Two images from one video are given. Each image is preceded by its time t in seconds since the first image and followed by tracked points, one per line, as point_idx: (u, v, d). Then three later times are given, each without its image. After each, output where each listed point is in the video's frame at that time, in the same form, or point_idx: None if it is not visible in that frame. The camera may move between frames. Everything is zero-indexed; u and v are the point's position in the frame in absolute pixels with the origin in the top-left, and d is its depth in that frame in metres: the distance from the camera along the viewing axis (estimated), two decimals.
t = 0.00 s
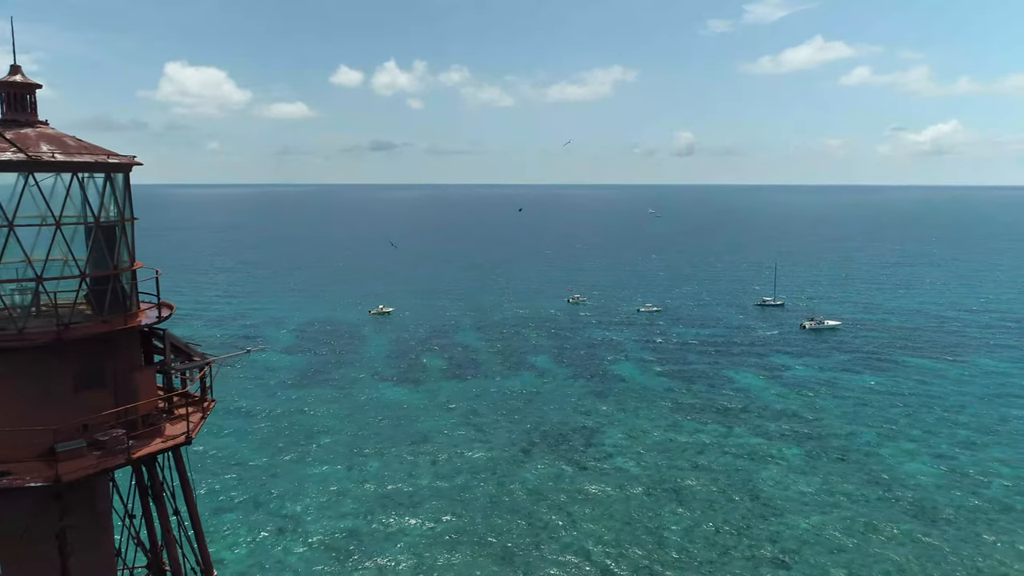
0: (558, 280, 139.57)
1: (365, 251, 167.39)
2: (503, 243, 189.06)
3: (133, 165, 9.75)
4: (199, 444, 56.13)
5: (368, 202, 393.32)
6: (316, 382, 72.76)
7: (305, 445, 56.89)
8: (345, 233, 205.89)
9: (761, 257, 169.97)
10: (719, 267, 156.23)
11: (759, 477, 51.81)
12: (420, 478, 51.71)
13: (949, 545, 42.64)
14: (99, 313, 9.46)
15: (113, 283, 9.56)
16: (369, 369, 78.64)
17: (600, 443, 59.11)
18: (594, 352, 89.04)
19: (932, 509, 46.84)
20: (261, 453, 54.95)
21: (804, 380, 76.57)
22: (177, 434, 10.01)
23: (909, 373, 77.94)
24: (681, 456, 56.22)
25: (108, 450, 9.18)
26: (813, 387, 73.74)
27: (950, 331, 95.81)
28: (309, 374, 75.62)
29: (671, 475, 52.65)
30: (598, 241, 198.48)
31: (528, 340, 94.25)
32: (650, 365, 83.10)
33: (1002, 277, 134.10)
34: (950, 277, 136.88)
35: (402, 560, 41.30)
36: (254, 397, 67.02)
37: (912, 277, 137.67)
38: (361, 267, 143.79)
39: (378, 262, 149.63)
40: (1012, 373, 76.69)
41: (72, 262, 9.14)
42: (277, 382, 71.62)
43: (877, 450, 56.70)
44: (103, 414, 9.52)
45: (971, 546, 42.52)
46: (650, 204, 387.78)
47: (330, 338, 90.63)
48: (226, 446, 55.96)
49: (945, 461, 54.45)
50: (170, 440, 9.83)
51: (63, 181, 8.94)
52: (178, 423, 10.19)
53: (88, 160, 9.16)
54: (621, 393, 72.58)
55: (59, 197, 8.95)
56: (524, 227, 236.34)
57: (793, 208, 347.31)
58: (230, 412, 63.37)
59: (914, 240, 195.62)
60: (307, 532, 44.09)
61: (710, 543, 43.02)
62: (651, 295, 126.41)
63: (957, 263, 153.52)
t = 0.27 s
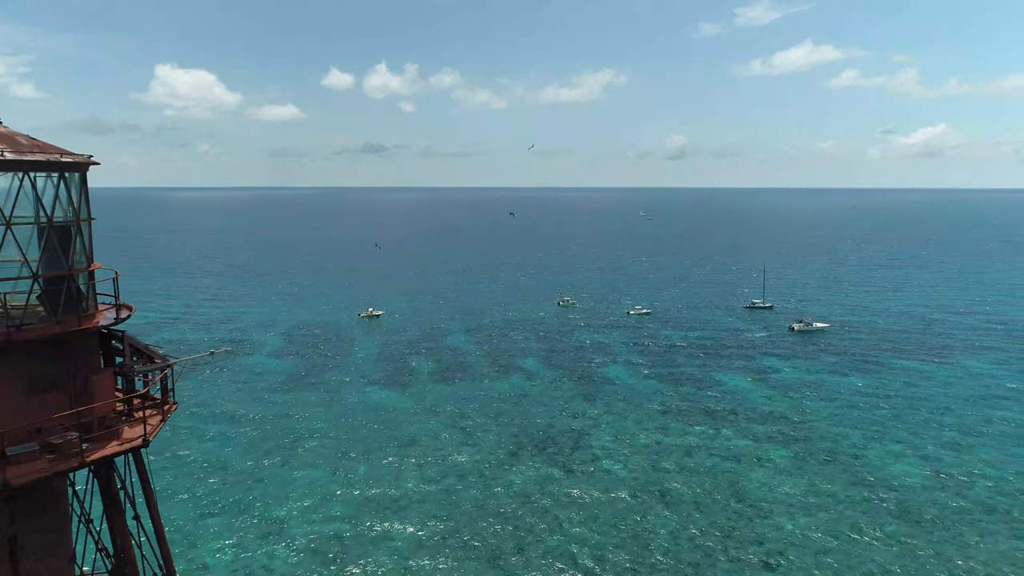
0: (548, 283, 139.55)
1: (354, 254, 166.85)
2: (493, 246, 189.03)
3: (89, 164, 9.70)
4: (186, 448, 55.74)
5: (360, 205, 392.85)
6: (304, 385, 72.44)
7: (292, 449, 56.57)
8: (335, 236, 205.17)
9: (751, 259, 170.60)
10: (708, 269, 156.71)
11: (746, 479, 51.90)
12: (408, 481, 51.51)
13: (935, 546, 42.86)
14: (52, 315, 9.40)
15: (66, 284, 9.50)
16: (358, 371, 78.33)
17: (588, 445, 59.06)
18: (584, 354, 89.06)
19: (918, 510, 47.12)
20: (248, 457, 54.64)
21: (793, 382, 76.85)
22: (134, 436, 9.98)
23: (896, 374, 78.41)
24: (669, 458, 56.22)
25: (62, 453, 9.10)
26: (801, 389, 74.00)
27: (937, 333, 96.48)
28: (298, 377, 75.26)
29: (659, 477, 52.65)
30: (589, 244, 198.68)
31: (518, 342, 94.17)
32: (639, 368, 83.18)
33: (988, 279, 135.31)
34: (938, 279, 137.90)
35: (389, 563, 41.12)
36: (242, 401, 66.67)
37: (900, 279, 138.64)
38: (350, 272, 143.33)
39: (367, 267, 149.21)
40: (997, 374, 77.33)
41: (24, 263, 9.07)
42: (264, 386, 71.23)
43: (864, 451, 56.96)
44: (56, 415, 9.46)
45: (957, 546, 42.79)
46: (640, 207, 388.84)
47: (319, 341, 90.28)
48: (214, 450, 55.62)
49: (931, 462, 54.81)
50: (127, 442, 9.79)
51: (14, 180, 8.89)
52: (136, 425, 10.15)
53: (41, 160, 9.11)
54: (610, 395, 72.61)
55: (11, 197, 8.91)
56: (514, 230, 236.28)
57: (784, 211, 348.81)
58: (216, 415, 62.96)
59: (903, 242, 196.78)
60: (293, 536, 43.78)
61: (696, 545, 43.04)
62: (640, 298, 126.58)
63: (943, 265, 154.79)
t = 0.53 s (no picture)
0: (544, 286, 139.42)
1: (349, 258, 166.50)
2: (488, 249, 188.85)
3: (49, 161, 9.81)
4: (178, 451, 55.41)
5: (356, 208, 392.40)
6: (297, 388, 72.15)
7: (284, 451, 56.26)
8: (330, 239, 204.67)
9: (747, 261, 170.82)
10: (703, 271, 156.79)
11: (738, 481, 51.82)
12: (400, 484, 51.30)
13: (928, 548, 42.87)
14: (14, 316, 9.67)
15: (26, 283, 9.70)
16: (351, 374, 78.06)
17: (582, 448, 58.89)
18: (579, 356, 88.94)
19: (911, 511, 47.15)
20: (240, 459, 54.37)
21: (787, 384, 76.86)
22: (97, 436, 10.23)
23: (891, 377, 78.52)
24: (663, 460, 56.08)
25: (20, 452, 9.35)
26: (796, 391, 74.00)
27: (931, 335, 96.72)
28: (291, 380, 74.93)
29: (652, 479, 52.52)
30: (584, 247, 198.65)
31: (512, 345, 94.00)
32: (634, 370, 83.07)
33: (982, 282, 135.82)
34: (932, 282, 138.33)
35: (381, 567, 40.92)
36: (234, 404, 66.36)
37: (894, 282, 138.99)
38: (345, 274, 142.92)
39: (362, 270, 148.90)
40: (991, 376, 77.56)
41: None
42: (257, 389, 70.89)
43: (858, 453, 56.97)
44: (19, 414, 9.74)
45: (950, 548, 42.82)
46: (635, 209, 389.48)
47: (312, 344, 89.98)
48: (206, 453, 55.33)
49: (925, 464, 54.91)
50: (89, 443, 10.03)
51: None
52: (100, 425, 10.39)
53: (0, 158, 9.27)
54: (604, 397, 72.50)
55: None
56: (509, 232, 236.11)
57: (780, 213, 349.07)
58: (209, 418, 62.61)
59: (898, 245, 197.28)
60: (284, 540, 43.48)
61: (688, 547, 42.93)
62: (635, 300, 126.54)
63: (937, 267, 155.32)
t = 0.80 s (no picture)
0: (539, 288, 139.31)
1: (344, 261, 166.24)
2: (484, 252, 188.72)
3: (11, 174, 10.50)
4: (170, 454, 55.20)
5: (351, 210, 390.50)
6: (290, 391, 71.99)
7: (276, 454, 56.00)
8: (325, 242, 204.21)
9: (742, 264, 170.96)
10: (699, 274, 156.86)
11: (731, 484, 51.74)
12: (393, 487, 51.12)
13: (921, 550, 42.85)
14: None
15: None
16: (345, 377, 77.88)
17: (576, 451, 58.73)
18: (573, 359, 88.89)
19: (904, 514, 47.11)
20: (232, 462, 54.23)
21: (782, 387, 76.90)
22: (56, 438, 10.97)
23: (885, 379, 78.63)
24: (657, 463, 55.93)
25: None
26: (790, 394, 74.07)
27: (926, 338, 96.91)
28: (284, 383, 74.74)
29: (646, 482, 52.35)
30: (580, 250, 198.61)
31: (507, 347, 93.89)
32: (629, 373, 83.03)
33: (977, 285, 136.16)
34: (927, 285, 138.58)
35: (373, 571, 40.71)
36: (227, 407, 66.17)
37: (890, 285, 139.23)
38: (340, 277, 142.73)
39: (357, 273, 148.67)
40: (984, 379, 77.78)
41: None
42: (250, 392, 70.69)
43: (851, 455, 57.00)
44: None
45: (943, 551, 42.82)
46: (631, 212, 389.91)
47: (306, 347, 89.75)
48: (198, 456, 55.19)
49: (919, 466, 55.00)
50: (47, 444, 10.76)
51: None
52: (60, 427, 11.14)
53: None
54: (599, 400, 72.46)
55: None
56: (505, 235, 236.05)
57: (776, 216, 349.16)
58: (201, 422, 62.41)
59: (894, 248, 197.70)
60: (275, 544, 43.21)
61: (681, 551, 42.79)
62: (631, 303, 126.53)
63: (933, 270, 155.72)
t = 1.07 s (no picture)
0: (534, 293, 139.26)
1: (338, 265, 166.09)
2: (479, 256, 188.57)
3: None
4: (161, 459, 55.08)
5: (346, 214, 390.00)
6: (283, 395, 71.85)
7: (267, 460, 55.73)
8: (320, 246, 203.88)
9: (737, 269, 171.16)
10: (694, 278, 156.97)
11: (724, 488, 51.68)
12: (385, 492, 50.95)
13: (913, 554, 42.86)
14: None
15: None
16: (338, 381, 77.78)
17: (569, 455, 58.65)
18: (567, 363, 88.88)
19: (896, 517, 47.13)
20: (224, 466, 54.14)
21: (775, 391, 76.97)
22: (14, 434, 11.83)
23: (878, 383, 78.79)
24: (650, 468, 55.86)
25: None
26: (783, 398, 74.18)
27: (919, 342, 97.20)
28: (277, 387, 74.63)
29: (639, 487, 52.20)
30: (575, 254, 198.65)
31: (501, 352, 93.87)
32: (622, 377, 83.06)
33: (970, 289, 136.56)
34: (921, 289, 138.96)
35: None
36: (219, 411, 66.03)
37: (884, 289, 139.48)
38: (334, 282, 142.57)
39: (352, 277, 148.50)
40: (976, 383, 78.03)
41: None
42: (242, 396, 70.55)
43: (843, 459, 57.10)
44: None
45: (935, 554, 42.86)
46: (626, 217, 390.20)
47: (299, 351, 89.61)
48: (189, 460, 55.07)
49: (911, 470, 55.11)
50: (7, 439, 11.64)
51: None
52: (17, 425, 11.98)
53: None
54: (592, 404, 72.46)
55: None
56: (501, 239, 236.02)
57: (772, 220, 350.01)
58: (192, 426, 62.27)
59: (889, 252, 198.17)
60: (266, 549, 42.92)
61: (673, 555, 42.68)
62: (626, 307, 126.58)
63: (927, 275, 156.12)
